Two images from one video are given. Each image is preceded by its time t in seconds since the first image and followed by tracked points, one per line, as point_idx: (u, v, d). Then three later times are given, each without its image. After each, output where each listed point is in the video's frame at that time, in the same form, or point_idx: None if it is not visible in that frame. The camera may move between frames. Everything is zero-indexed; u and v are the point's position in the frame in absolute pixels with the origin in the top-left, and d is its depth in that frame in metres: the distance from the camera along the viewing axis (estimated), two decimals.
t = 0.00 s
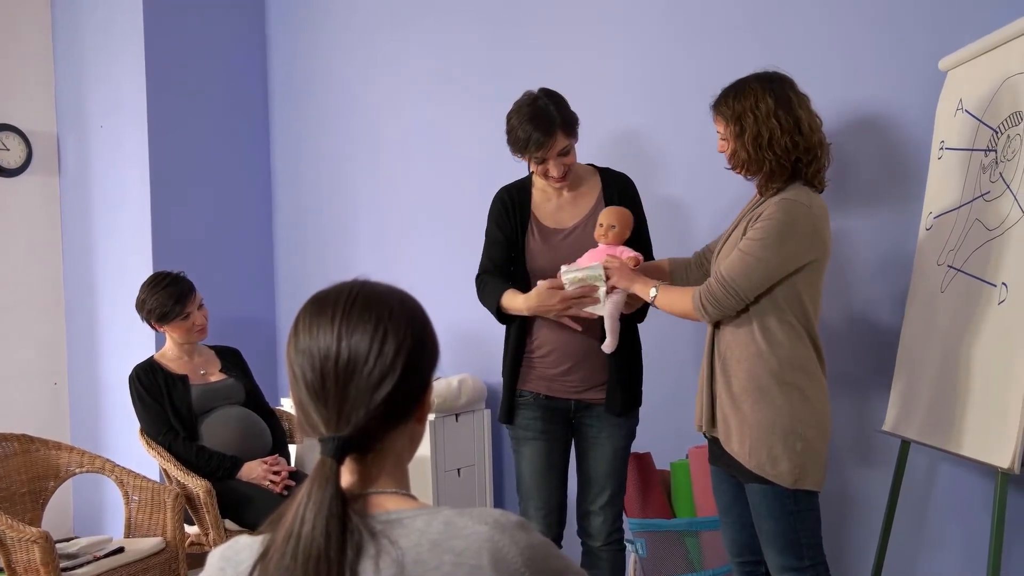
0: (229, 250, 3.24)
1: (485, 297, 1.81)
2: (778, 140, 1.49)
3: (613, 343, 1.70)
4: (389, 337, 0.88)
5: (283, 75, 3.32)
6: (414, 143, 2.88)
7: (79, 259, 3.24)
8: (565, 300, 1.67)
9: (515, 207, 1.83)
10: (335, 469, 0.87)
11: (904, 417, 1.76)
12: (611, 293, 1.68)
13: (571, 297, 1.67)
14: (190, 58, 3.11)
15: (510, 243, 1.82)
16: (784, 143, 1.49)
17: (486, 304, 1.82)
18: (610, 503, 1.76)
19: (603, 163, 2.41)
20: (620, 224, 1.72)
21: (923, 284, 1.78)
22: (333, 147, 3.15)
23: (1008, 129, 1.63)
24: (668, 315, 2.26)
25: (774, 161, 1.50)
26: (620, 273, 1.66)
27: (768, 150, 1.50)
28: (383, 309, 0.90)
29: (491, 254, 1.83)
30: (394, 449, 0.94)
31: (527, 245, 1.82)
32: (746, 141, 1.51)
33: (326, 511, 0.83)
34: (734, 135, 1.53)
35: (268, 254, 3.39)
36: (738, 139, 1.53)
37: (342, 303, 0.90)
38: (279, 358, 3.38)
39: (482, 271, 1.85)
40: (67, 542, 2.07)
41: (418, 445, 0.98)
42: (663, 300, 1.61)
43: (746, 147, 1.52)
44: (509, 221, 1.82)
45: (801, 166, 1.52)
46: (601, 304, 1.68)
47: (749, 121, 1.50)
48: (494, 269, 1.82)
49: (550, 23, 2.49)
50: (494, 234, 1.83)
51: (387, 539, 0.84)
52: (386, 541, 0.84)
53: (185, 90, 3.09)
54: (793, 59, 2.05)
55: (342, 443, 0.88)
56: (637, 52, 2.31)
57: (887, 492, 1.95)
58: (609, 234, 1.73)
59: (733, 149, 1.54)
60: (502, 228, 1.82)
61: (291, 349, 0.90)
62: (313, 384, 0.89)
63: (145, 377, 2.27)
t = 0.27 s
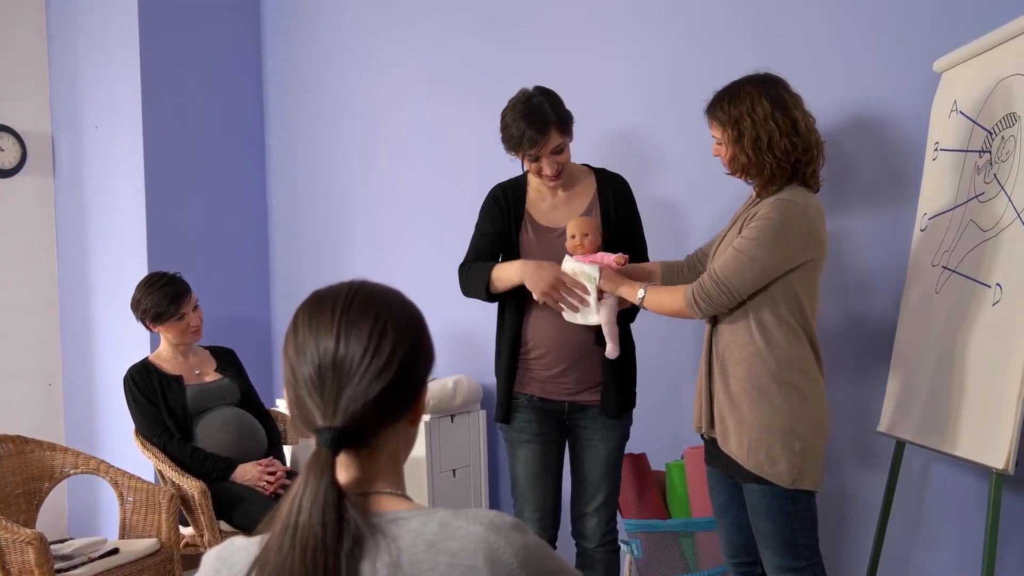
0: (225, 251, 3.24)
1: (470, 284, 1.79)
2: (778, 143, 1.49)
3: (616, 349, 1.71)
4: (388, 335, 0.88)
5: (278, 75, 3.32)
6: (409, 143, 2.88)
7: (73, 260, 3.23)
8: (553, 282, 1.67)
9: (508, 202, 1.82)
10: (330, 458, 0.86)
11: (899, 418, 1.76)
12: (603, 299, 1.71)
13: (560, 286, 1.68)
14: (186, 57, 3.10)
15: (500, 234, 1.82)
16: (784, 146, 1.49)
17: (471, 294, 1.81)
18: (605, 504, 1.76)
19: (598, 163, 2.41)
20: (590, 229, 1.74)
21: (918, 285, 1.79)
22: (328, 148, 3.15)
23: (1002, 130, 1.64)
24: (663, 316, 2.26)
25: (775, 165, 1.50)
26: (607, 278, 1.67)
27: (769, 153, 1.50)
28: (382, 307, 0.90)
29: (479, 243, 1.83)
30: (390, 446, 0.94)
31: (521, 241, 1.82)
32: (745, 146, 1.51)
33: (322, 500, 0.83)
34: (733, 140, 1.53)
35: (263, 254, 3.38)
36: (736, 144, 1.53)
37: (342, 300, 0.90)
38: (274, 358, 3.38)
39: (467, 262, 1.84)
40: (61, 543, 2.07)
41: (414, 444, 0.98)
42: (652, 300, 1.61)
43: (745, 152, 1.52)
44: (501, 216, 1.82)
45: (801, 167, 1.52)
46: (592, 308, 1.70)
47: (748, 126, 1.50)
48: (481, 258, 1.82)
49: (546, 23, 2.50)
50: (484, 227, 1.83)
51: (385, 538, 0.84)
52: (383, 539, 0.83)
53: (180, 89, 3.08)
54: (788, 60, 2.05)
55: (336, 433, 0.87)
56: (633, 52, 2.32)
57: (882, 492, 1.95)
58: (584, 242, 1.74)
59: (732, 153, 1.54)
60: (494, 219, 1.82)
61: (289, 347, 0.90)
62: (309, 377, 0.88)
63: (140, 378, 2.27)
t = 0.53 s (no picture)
0: (221, 251, 3.24)
1: (460, 288, 1.80)
2: (772, 147, 1.49)
3: (598, 348, 1.72)
4: (386, 335, 0.89)
5: (274, 74, 3.32)
6: (405, 143, 2.88)
7: (68, 260, 3.22)
8: (543, 271, 1.68)
9: (500, 203, 1.84)
10: (328, 457, 0.86)
11: (894, 418, 1.76)
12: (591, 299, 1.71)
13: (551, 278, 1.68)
14: (182, 57, 3.10)
15: (491, 238, 1.84)
16: (778, 150, 1.49)
17: (460, 297, 1.82)
18: (599, 505, 1.76)
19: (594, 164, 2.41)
20: (576, 231, 1.73)
21: (913, 285, 1.79)
22: (324, 148, 3.15)
23: (997, 131, 1.64)
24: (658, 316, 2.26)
25: (769, 168, 1.50)
26: (597, 276, 1.67)
27: (763, 157, 1.50)
28: (380, 307, 0.90)
29: (470, 249, 1.85)
30: (386, 446, 0.94)
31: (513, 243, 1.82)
32: (740, 150, 1.51)
33: (320, 497, 0.83)
34: (727, 144, 1.53)
35: (259, 254, 3.38)
36: (730, 148, 1.53)
37: (340, 299, 0.90)
38: (270, 359, 3.38)
39: (460, 264, 1.85)
40: (56, 544, 2.06)
41: (410, 445, 0.98)
42: (644, 300, 1.62)
43: (739, 156, 1.52)
44: (493, 218, 1.83)
45: (794, 169, 1.53)
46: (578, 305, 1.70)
47: (742, 130, 1.51)
48: (472, 262, 1.83)
49: (542, 24, 2.50)
50: (475, 232, 1.84)
51: (381, 538, 0.83)
52: (379, 539, 0.83)
53: (175, 88, 3.08)
54: (783, 60, 2.06)
55: (334, 430, 0.87)
56: (629, 53, 2.32)
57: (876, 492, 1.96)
58: (571, 245, 1.73)
59: (726, 157, 1.54)
60: (484, 224, 1.84)
61: (286, 346, 0.90)
62: (307, 376, 0.88)
63: (135, 378, 2.27)
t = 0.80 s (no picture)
0: (217, 252, 3.23)
1: (450, 285, 1.82)
2: (766, 148, 1.49)
3: (585, 348, 1.72)
4: (382, 336, 0.88)
5: (271, 74, 3.32)
6: (401, 143, 2.88)
7: (64, 260, 3.22)
8: (532, 270, 1.69)
9: (493, 203, 1.84)
10: (324, 458, 0.86)
11: (890, 418, 1.76)
12: (580, 298, 1.70)
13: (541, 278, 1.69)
14: (178, 57, 3.10)
15: (483, 239, 1.85)
16: (771, 151, 1.49)
17: (450, 295, 1.83)
18: (594, 505, 1.76)
19: (591, 164, 2.41)
20: (567, 232, 1.74)
21: (909, 286, 1.79)
22: (320, 147, 3.15)
23: (993, 131, 1.64)
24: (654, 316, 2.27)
25: (763, 170, 1.51)
26: (589, 277, 1.67)
27: (756, 158, 1.50)
28: (376, 308, 0.90)
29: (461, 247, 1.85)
30: (382, 447, 0.94)
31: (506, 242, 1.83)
32: (733, 151, 1.52)
33: (317, 497, 0.83)
34: (721, 145, 1.53)
35: (255, 254, 3.38)
36: (724, 150, 1.53)
37: (336, 300, 0.90)
38: (266, 359, 3.38)
39: (450, 261, 1.86)
40: (52, 544, 2.06)
41: (405, 446, 0.98)
42: (636, 301, 1.62)
43: (733, 157, 1.52)
44: (486, 218, 1.83)
45: (788, 170, 1.53)
46: (567, 303, 1.70)
47: (736, 131, 1.51)
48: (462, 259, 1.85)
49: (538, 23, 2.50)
50: (467, 231, 1.85)
51: (377, 538, 0.83)
52: (375, 540, 0.83)
53: (171, 88, 3.08)
54: (779, 61, 2.06)
55: (330, 431, 0.87)
56: (625, 53, 2.32)
57: (872, 492, 1.96)
58: (562, 246, 1.74)
59: (719, 158, 1.54)
60: (477, 224, 1.84)
61: (283, 347, 0.90)
62: (303, 376, 0.88)
63: (131, 378, 2.27)
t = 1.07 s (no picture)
0: (212, 252, 3.23)
1: (442, 287, 1.81)
2: (758, 147, 1.50)
3: (581, 353, 1.71)
4: (377, 336, 0.88)
5: (266, 74, 3.31)
6: (397, 144, 2.88)
7: (59, 260, 3.22)
8: (526, 273, 1.71)
9: (486, 203, 1.84)
10: (320, 459, 0.86)
11: (886, 418, 1.77)
12: (575, 301, 1.69)
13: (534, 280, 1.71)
14: (174, 57, 3.10)
15: (476, 239, 1.85)
16: (763, 150, 1.50)
17: (442, 295, 1.82)
18: (589, 505, 1.76)
19: (586, 165, 2.41)
20: (564, 238, 1.75)
21: (904, 286, 1.80)
22: (316, 148, 3.14)
23: (987, 132, 1.64)
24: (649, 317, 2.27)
25: (755, 169, 1.51)
26: (586, 281, 1.68)
27: (748, 158, 1.51)
28: (371, 308, 0.90)
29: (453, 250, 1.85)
30: (378, 447, 0.94)
31: (499, 240, 1.83)
32: (726, 150, 1.52)
33: (313, 498, 0.83)
34: (713, 144, 1.53)
35: (251, 254, 3.38)
36: (716, 149, 1.53)
37: (332, 300, 0.90)
38: (262, 359, 3.38)
39: (441, 260, 1.85)
40: (47, 545, 2.06)
41: (401, 446, 0.98)
42: (632, 303, 1.62)
43: (725, 156, 1.52)
44: (479, 218, 1.84)
45: (780, 169, 1.53)
46: (563, 306, 1.68)
47: (728, 130, 1.51)
48: (454, 260, 1.84)
49: (532, 23, 2.50)
50: (460, 231, 1.85)
51: (373, 538, 0.84)
52: (371, 540, 0.83)
53: (167, 88, 3.07)
54: (774, 62, 2.07)
55: (326, 431, 0.87)
56: (620, 53, 2.32)
57: (867, 492, 1.96)
58: (559, 252, 1.75)
59: (712, 158, 1.54)
60: (470, 224, 1.84)
61: (278, 347, 0.90)
62: (299, 376, 0.88)
63: (126, 379, 2.26)
